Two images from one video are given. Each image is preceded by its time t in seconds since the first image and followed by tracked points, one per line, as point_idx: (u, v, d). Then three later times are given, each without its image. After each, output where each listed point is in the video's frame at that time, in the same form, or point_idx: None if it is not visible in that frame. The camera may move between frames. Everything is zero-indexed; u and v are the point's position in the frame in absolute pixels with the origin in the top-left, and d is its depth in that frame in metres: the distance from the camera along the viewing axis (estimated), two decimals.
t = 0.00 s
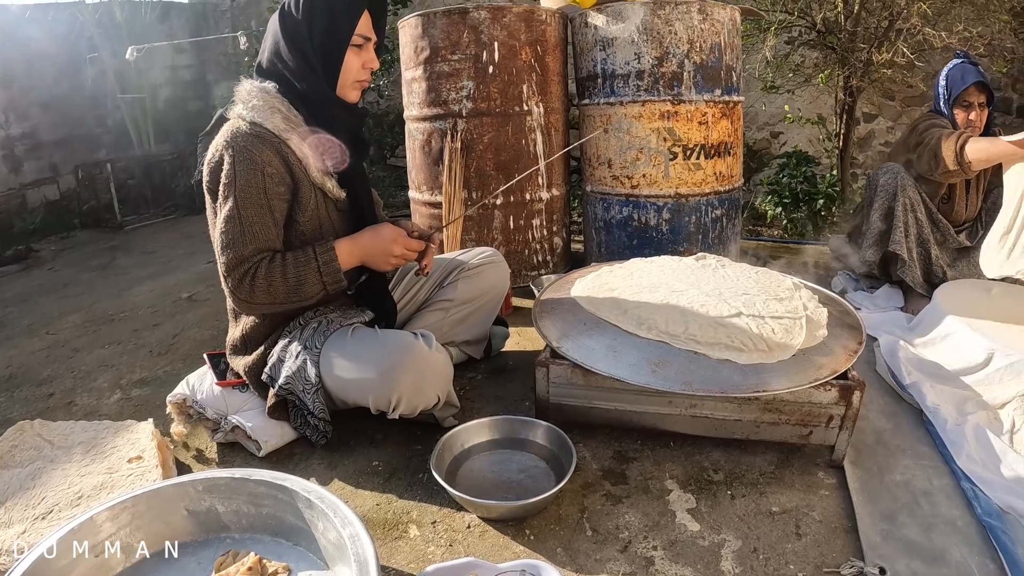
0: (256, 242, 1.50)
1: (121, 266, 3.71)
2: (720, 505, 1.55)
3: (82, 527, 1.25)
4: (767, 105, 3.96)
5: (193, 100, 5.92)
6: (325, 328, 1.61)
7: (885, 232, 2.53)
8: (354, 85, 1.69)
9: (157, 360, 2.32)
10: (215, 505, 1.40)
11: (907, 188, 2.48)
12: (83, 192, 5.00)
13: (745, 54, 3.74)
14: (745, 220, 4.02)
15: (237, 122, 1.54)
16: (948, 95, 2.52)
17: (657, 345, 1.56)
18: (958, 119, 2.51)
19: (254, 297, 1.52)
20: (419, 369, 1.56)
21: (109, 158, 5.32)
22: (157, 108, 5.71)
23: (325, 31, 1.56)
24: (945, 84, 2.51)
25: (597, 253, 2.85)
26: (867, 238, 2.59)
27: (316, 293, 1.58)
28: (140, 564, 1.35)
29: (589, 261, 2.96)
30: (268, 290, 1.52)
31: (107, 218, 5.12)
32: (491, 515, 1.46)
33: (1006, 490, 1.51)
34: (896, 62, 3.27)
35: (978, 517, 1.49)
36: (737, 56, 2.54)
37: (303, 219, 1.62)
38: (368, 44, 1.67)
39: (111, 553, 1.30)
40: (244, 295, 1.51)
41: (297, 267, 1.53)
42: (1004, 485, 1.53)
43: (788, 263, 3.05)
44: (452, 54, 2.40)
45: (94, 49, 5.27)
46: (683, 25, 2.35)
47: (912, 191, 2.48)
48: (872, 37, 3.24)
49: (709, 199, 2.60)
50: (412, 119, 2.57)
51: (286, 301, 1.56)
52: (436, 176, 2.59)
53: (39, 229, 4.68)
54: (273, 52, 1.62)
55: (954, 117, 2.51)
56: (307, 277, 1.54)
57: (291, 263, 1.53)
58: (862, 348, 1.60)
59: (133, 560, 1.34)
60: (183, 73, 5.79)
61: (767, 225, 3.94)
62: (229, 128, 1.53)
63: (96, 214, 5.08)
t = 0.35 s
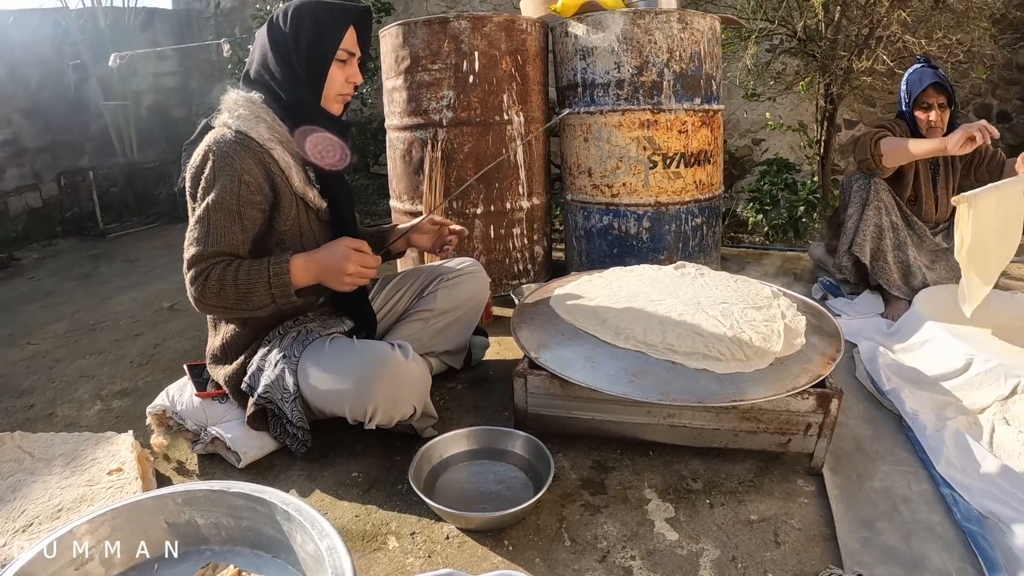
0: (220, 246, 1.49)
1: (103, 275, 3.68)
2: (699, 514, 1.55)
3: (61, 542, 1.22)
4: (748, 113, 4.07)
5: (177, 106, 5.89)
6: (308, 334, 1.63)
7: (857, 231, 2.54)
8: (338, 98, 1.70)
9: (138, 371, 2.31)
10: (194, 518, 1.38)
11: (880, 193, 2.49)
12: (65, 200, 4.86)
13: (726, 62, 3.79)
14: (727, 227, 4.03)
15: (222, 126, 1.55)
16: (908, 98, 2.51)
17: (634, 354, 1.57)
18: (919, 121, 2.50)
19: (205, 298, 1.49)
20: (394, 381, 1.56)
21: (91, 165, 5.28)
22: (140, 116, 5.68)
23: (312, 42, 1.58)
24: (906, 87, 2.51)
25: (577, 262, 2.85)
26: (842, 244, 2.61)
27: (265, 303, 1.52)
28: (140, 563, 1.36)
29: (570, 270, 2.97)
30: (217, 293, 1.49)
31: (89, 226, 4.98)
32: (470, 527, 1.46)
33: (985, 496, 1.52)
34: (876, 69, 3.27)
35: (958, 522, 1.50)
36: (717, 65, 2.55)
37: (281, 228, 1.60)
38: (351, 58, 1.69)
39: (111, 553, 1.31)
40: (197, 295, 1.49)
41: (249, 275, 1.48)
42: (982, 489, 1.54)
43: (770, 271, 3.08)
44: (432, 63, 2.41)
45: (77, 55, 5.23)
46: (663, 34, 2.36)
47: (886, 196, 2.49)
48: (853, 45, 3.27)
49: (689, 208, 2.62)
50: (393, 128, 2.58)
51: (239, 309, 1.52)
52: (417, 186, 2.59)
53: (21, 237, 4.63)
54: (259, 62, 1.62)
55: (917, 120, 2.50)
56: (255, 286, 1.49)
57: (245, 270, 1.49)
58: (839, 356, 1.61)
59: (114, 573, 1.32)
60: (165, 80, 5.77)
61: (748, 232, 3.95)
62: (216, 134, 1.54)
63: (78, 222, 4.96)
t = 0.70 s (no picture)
0: (185, 248, 1.46)
1: (85, 284, 3.67)
2: (675, 520, 1.56)
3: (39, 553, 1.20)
4: (729, 118, 4.16)
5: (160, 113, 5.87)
6: (284, 344, 1.63)
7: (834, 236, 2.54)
8: (316, 111, 1.69)
9: (118, 381, 2.31)
10: (172, 528, 1.35)
11: (855, 198, 2.48)
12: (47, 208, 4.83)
13: (706, 69, 3.85)
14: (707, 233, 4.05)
15: (202, 133, 1.55)
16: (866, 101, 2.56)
17: (608, 362, 1.58)
18: (877, 123, 2.56)
19: (159, 297, 1.46)
20: (369, 391, 1.57)
21: (74, 172, 5.25)
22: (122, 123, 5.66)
23: (292, 54, 1.59)
24: (860, 91, 2.57)
25: (556, 269, 2.87)
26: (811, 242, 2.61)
27: (215, 311, 1.48)
28: (143, 561, 1.36)
29: (549, 278, 2.98)
30: (171, 293, 1.45)
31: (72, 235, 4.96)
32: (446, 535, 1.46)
33: (961, 498, 1.54)
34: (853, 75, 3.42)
35: (934, 525, 1.52)
36: (695, 73, 2.58)
37: (257, 235, 1.60)
38: (331, 70, 1.68)
39: (111, 553, 1.31)
40: (155, 294, 1.46)
41: (204, 279, 1.45)
42: (958, 492, 1.56)
43: (749, 277, 3.11)
44: (411, 72, 2.43)
45: (60, 61, 5.20)
46: (641, 42, 2.38)
47: (861, 201, 2.49)
48: (832, 51, 3.41)
49: (667, 215, 2.63)
50: (373, 136, 2.60)
51: (191, 312, 1.48)
52: (396, 194, 2.60)
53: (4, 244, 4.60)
54: (242, 72, 1.63)
55: (875, 122, 2.56)
56: (208, 289, 1.45)
57: (203, 273, 1.45)
58: (813, 362, 1.62)
59: None
60: (148, 86, 5.77)
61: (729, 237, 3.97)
62: (194, 140, 1.54)
63: (59, 230, 4.92)
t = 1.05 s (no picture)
0: (158, 254, 1.46)
1: (68, 292, 3.67)
2: (653, 524, 1.57)
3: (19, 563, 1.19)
4: (712, 122, 4.24)
5: (144, 120, 5.86)
6: (264, 352, 1.64)
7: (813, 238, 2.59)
8: (302, 120, 1.68)
9: (101, 390, 2.32)
10: (152, 536, 1.34)
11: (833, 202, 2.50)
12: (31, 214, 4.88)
13: (688, 75, 3.89)
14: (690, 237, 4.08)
15: (186, 140, 1.55)
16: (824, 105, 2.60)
17: (584, 367, 1.59)
18: (836, 126, 2.60)
19: (129, 299, 1.46)
20: (347, 399, 1.58)
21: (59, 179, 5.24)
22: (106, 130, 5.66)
23: (276, 63, 1.58)
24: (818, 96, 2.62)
25: (538, 274, 2.89)
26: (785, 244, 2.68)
27: (185, 323, 1.49)
28: (144, 561, 1.35)
29: (531, 282, 3.01)
30: (141, 297, 1.45)
31: (56, 241, 5.03)
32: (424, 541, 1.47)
33: (941, 499, 1.54)
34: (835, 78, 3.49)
35: (915, 526, 1.52)
36: (674, 78, 2.61)
37: (238, 242, 1.60)
38: (316, 80, 1.67)
39: (111, 553, 1.32)
40: (124, 293, 1.46)
41: (178, 291, 1.46)
42: (937, 492, 1.56)
43: (731, 280, 3.13)
44: (391, 79, 2.45)
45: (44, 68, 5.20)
46: (619, 47, 2.41)
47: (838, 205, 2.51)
48: (813, 55, 3.46)
49: (647, 219, 2.66)
50: (352, 143, 2.61)
51: (161, 318, 1.48)
52: (377, 201, 2.61)
53: None
54: (228, 80, 1.64)
55: (835, 125, 2.60)
56: (180, 304, 1.46)
57: (177, 285, 1.46)
58: (791, 364, 1.63)
59: None
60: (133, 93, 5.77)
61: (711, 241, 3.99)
62: (178, 146, 1.54)
63: (44, 237, 4.98)
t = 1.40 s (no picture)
0: (137, 261, 1.46)
1: (53, 301, 3.65)
2: (637, 528, 1.57)
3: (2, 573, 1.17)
4: (697, 126, 4.33)
5: (129, 126, 5.82)
6: (247, 358, 1.63)
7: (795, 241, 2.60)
8: (283, 126, 1.68)
9: (86, 399, 2.31)
10: (136, 546, 1.33)
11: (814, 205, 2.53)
12: (15, 223, 4.76)
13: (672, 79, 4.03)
14: (676, 241, 4.09)
15: (166, 148, 1.55)
16: (799, 108, 2.61)
17: (566, 372, 1.59)
18: (813, 129, 2.61)
19: (107, 305, 1.45)
20: (330, 406, 1.59)
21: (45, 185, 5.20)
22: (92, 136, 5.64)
23: (254, 69, 1.58)
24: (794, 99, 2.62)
25: (523, 279, 2.92)
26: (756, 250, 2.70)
27: (162, 330, 1.49)
28: (145, 561, 1.34)
29: (516, 287, 3.04)
30: (119, 304, 1.44)
31: (41, 249, 4.87)
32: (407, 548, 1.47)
33: (926, 499, 1.55)
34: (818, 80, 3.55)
35: (899, 527, 1.52)
36: (657, 83, 2.63)
37: (218, 249, 1.60)
38: (295, 84, 1.67)
39: (111, 553, 1.32)
40: (102, 300, 1.46)
41: (157, 298, 1.46)
42: (921, 493, 1.57)
43: (716, 283, 3.16)
44: (374, 85, 2.49)
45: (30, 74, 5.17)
46: (602, 52, 2.43)
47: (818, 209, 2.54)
48: (797, 57, 3.49)
49: (631, 223, 2.68)
50: (337, 150, 2.65)
51: (140, 326, 1.48)
52: (361, 208, 2.66)
53: None
54: (204, 89, 1.63)
55: (812, 128, 2.61)
56: (158, 312, 1.46)
57: (156, 292, 1.46)
58: (773, 367, 1.63)
59: None
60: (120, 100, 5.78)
61: (697, 244, 4.01)
62: (157, 153, 1.54)
63: (28, 246, 4.84)
